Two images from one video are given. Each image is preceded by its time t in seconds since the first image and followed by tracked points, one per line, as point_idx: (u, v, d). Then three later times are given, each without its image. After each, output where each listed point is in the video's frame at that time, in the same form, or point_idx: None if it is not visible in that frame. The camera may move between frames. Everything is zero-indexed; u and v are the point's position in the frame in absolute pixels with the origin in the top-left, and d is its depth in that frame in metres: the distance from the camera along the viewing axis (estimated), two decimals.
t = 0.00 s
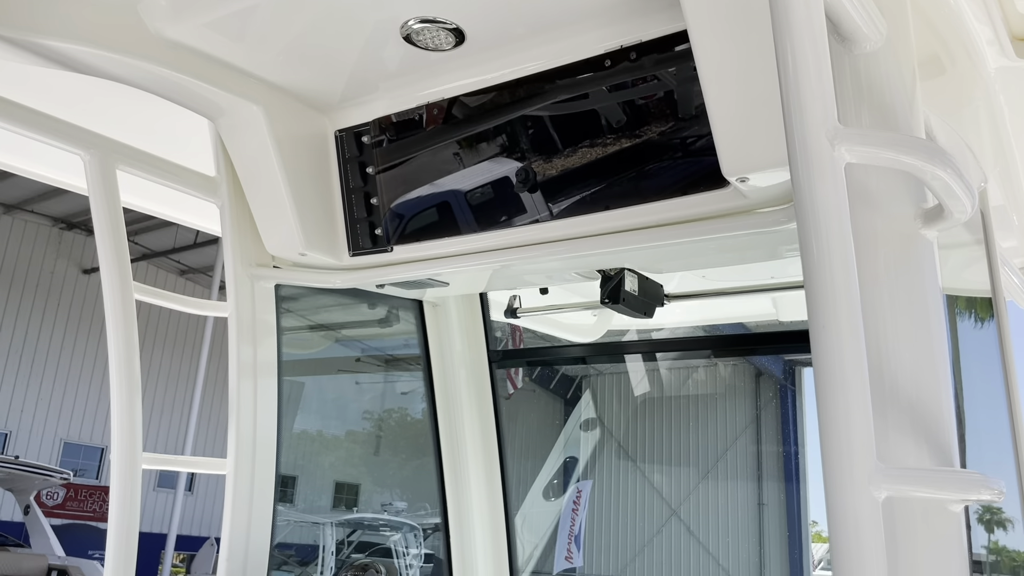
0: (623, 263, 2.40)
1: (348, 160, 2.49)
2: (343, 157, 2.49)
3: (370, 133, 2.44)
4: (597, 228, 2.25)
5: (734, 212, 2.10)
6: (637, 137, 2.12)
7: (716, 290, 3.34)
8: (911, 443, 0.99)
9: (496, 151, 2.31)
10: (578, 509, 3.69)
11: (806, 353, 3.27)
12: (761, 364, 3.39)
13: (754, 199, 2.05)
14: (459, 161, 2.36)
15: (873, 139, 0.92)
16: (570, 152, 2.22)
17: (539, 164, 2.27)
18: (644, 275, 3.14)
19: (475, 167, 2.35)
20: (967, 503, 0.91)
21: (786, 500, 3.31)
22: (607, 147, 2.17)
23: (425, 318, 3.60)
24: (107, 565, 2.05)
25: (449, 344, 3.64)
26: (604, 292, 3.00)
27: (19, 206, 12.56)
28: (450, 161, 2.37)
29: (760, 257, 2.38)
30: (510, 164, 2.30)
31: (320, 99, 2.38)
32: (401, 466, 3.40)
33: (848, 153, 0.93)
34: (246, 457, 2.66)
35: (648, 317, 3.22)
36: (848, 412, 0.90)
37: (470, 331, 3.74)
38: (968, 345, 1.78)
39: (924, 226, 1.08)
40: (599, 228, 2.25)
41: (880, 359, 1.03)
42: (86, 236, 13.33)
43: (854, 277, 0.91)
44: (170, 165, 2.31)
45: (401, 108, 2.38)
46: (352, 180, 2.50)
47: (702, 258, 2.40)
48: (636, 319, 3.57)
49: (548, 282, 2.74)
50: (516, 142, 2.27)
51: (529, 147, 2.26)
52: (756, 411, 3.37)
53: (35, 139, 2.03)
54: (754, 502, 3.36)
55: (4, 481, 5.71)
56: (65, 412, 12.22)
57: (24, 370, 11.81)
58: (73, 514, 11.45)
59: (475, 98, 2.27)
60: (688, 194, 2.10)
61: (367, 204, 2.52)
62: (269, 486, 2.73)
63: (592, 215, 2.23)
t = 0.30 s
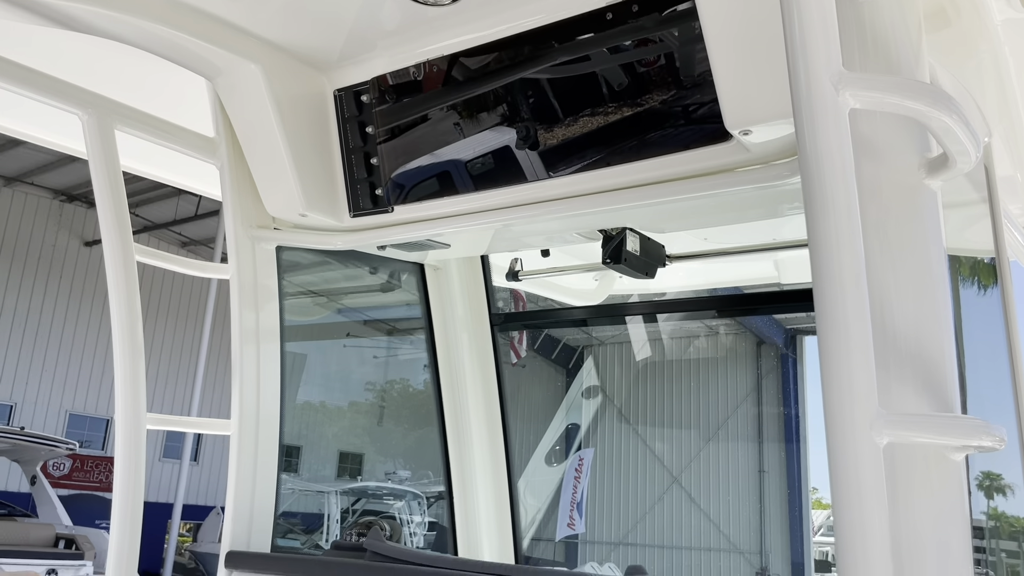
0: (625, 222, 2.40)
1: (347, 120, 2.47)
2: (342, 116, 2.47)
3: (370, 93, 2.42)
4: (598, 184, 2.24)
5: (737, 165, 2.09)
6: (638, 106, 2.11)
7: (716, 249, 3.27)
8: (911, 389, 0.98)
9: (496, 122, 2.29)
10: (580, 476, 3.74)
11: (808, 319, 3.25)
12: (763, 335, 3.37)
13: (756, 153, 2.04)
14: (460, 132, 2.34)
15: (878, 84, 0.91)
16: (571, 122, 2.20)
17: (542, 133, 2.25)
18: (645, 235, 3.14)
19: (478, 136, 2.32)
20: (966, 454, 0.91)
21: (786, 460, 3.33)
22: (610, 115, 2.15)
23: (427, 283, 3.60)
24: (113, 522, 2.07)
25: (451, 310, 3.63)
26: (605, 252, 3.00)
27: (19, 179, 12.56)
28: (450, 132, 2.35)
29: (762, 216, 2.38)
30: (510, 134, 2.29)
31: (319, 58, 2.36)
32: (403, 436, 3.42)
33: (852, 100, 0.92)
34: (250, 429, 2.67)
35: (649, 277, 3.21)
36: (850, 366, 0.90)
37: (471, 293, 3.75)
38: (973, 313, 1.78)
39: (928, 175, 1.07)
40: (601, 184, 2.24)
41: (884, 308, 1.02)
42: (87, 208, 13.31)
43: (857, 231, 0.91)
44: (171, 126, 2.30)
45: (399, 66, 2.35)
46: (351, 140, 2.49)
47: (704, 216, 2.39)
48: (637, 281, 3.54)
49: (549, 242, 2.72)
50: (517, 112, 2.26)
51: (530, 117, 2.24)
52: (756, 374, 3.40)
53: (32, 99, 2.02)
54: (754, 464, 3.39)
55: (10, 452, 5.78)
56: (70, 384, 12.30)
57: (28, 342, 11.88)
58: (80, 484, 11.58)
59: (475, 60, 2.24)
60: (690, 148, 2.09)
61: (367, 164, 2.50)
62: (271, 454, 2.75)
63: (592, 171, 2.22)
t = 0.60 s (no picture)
0: (628, 168, 2.38)
1: (347, 67, 2.45)
2: (343, 64, 2.45)
3: (369, 40, 2.39)
4: (601, 127, 2.21)
5: (745, 106, 2.05)
6: (642, 63, 2.08)
7: (722, 199, 3.20)
8: (918, 324, 0.97)
9: (497, 82, 2.26)
10: (583, 436, 3.83)
11: (808, 279, 3.23)
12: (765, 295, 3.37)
13: (763, 92, 1.99)
14: (461, 93, 2.32)
15: (888, 11, 0.89)
16: (574, 81, 2.18)
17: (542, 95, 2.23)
18: (648, 184, 3.13)
19: (479, 96, 2.30)
20: (970, 390, 0.93)
21: (789, 410, 3.36)
22: (612, 74, 2.13)
23: (429, 237, 3.60)
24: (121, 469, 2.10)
25: (454, 262, 3.61)
26: (609, 201, 2.98)
27: (18, 142, 12.52)
28: (451, 94, 2.34)
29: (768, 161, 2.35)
30: (512, 94, 2.26)
31: (317, 3, 2.32)
32: (408, 398, 3.43)
33: (862, 28, 0.91)
34: (256, 389, 2.68)
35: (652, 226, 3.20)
36: (857, 302, 0.88)
37: (474, 244, 3.68)
38: (979, 273, 1.74)
39: (935, 112, 1.04)
40: (605, 127, 2.21)
41: (891, 245, 1.01)
42: (87, 172, 13.27)
43: (864, 165, 0.89)
44: (170, 75, 2.27)
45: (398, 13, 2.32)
46: (351, 88, 2.47)
47: (710, 162, 2.36)
48: (640, 233, 3.48)
49: (552, 191, 2.72)
50: (518, 72, 2.23)
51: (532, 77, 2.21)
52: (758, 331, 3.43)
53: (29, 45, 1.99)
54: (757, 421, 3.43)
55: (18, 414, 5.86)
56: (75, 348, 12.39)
57: (32, 304, 11.95)
58: (88, 446, 11.72)
59: (476, 9, 2.19)
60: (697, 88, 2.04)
61: (367, 113, 2.48)
62: (276, 414, 2.76)
63: (597, 115, 2.19)
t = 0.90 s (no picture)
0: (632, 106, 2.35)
1: (347, 5, 2.41)
2: (342, 2, 2.41)
3: None
4: (607, 64, 2.16)
5: (755, 39, 1.99)
6: (647, 15, 2.04)
7: (728, 142, 3.10)
8: (928, 257, 0.96)
9: (501, 33, 2.22)
10: (587, 390, 3.86)
11: (815, 233, 3.24)
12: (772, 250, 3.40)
13: (772, 24, 1.93)
14: (462, 45, 2.27)
15: None
16: (577, 33, 2.13)
17: (545, 46, 2.18)
18: (656, 125, 3.05)
19: (482, 47, 2.25)
20: (980, 320, 0.91)
21: (792, 356, 3.42)
22: (617, 25, 2.08)
23: (432, 181, 3.54)
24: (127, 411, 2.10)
25: (458, 210, 3.56)
26: (614, 143, 2.92)
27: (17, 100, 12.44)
28: (454, 46, 2.28)
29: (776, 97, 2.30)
30: (514, 45, 2.22)
31: None
32: (412, 353, 3.43)
33: None
34: (260, 342, 2.69)
35: (659, 168, 3.13)
36: (866, 217, 0.83)
37: (477, 193, 3.61)
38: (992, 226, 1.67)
39: (950, 39, 1.02)
40: (610, 64, 2.16)
41: (903, 178, 0.99)
42: (87, 129, 13.20)
43: (876, 80, 0.84)
44: (167, 15, 2.23)
45: None
46: (352, 27, 2.42)
47: (717, 100, 2.32)
48: (645, 181, 3.38)
49: (553, 134, 2.71)
50: (519, 24, 2.19)
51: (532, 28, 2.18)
52: (762, 283, 3.48)
53: None
54: (760, 374, 3.53)
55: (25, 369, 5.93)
56: (81, 305, 12.47)
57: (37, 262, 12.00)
58: (96, 401, 11.86)
59: None
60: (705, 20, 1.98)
61: (368, 52, 2.43)
62: (282, 364, 2.77)
63: (602, 51, 2.13)
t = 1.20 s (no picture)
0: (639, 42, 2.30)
1: None
2: None
3: None
4: None
5: None
6: None
7: (736, 82, 3.02)
8: (937, 187, 0.93)
9: None
10: (592, 340, 3.96)
11: (823, 184, 3.24)
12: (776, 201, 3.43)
13: None
14: None
15: None
16: None
17: None
18: (663, 64, 2.95)
19: None
20: (992, 251, 0.88)
21: (796, 301, 3.41)
22: None
23: (434, 126, 3.48)
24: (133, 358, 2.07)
25: (460, 150, 3.53)
26: (620, 82, 2.87)
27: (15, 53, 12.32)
28: None
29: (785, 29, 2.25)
30: None
31: None
32: (417, 307, 3.43)
33: None
34: (265, 295, 2.67)
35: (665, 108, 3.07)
36: (877, 118, 0.74)
37: (481, 137, 3.59)
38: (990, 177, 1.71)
39: None
40: None
41: (915, 107, 0.95)
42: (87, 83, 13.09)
43: None
44: None
45: None
46: None
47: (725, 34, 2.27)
48: (651, 125, 3.30)
49: (557, 75, 2.68)
50: None
51: None
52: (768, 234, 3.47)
53: None
54: (764, 324, 3.53)
55: (33, 323, 5.98)
56: (87, 260, 12.51)
57: (41, 217, 12.01)
58: (105, 356, 11.97)
59: None
60: None
61: None
62: (286, 318, 2.74)
63: None
